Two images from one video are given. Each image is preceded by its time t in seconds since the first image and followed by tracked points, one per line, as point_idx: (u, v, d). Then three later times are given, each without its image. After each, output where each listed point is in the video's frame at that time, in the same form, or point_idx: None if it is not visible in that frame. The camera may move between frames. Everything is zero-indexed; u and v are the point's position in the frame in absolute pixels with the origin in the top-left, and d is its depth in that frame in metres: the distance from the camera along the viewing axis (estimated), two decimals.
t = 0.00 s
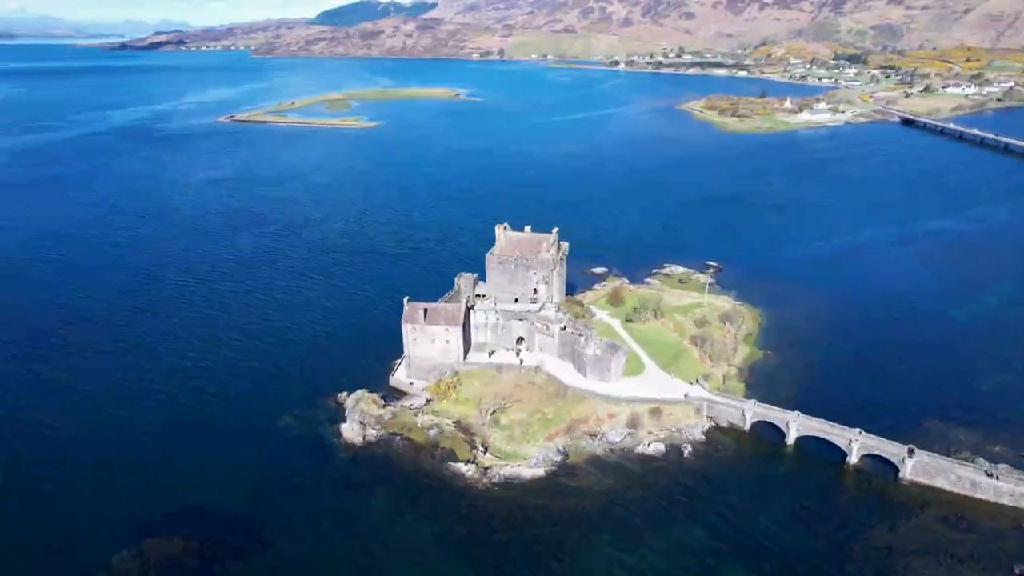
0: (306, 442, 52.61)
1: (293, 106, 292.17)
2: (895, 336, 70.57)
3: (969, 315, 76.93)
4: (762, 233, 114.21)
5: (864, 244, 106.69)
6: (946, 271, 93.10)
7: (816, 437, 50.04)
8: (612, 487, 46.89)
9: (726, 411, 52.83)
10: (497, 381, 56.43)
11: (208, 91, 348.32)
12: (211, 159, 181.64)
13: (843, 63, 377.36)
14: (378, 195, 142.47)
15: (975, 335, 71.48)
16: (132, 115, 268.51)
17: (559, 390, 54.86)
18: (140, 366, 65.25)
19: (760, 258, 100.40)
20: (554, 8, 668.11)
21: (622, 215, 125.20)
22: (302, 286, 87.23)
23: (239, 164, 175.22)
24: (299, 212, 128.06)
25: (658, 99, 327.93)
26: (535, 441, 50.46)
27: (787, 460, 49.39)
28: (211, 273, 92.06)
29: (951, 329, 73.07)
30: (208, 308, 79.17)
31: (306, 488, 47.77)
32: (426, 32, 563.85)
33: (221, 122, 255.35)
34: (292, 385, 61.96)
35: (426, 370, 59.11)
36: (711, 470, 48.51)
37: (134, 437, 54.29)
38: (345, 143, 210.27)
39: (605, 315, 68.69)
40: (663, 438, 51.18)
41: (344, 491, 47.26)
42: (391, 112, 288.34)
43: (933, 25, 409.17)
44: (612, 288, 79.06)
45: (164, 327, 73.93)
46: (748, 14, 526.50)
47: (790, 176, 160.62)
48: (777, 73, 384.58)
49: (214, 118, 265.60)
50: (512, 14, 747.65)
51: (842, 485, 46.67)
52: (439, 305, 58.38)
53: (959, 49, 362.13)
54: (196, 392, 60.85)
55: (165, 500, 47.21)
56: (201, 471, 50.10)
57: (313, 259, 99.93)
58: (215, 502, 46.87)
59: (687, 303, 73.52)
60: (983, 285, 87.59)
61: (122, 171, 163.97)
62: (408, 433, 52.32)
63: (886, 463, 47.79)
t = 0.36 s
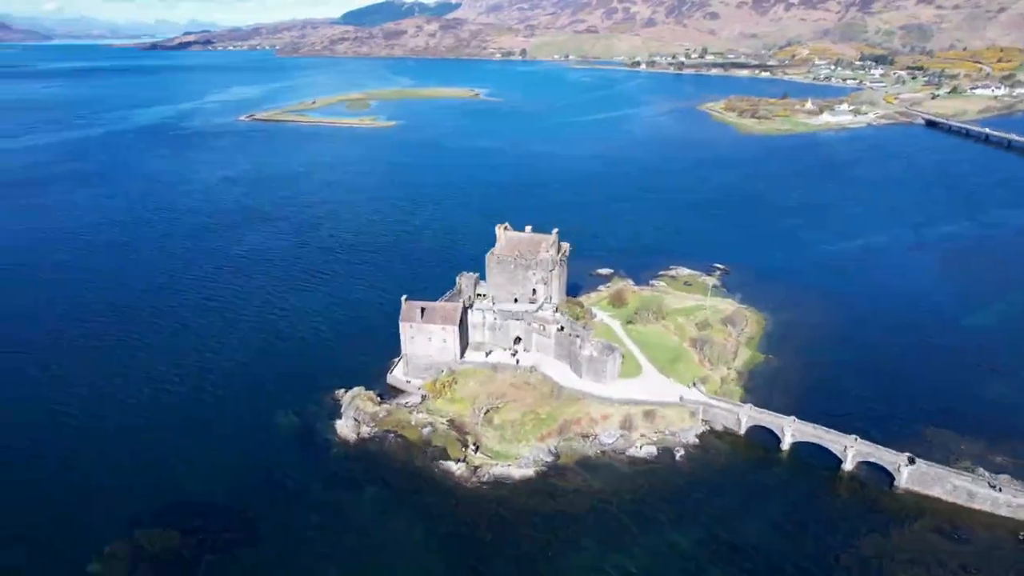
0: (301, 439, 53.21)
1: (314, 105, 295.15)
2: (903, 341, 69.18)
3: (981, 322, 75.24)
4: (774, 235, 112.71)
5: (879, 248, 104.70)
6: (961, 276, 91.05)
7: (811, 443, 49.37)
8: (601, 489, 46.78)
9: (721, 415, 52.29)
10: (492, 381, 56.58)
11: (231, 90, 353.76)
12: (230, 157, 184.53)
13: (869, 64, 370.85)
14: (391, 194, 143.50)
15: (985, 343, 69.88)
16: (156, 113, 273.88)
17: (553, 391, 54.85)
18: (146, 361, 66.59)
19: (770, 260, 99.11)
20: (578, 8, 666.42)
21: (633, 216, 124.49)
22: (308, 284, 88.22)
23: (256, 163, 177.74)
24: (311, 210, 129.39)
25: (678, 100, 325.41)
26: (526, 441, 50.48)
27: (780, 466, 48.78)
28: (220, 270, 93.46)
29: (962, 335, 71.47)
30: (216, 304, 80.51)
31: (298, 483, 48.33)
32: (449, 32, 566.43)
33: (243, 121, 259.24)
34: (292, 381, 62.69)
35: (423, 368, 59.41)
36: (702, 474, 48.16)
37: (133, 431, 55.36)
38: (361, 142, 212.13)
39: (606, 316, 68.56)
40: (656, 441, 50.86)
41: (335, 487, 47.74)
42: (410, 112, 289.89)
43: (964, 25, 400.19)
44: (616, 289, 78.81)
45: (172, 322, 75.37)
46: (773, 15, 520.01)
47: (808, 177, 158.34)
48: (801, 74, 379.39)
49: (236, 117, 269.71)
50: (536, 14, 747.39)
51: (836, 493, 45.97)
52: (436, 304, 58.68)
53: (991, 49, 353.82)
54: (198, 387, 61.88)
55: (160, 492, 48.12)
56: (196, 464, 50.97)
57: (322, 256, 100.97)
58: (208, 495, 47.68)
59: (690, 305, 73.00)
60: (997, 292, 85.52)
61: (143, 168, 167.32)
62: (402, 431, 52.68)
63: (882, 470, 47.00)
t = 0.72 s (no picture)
0: (296, 434, 53.86)
1: (333, 104, 297.72)
2: (909, 348, 67.92)
3: (992, 330, 73.50)
4: (785, 237, 111.39)
5: (893, 252, 102.81)
6: (974, 282, 89.14)
7: (805, 449, 48.76)
8: (589, 491, 46.59)
9: (716, 418, 51.85)
10: (488, 380, 56.75)
11: (254, 89, 358.56)
12: (248, 155, 187.17)
13: (895, 65, 364.06)
14: (403, 193, 144.51)
15: (993, 351, 68.35)
16: (180, 112, 278.95)
17: (548, 392, 54.85)
18: (151, 354, 68.02)
19: (780, 263, 97.93)
20: (601, 8, 664.14)
21: (642, 217, 123.80)
22: (314, 281, 89.21)
23: (274, 161, 180.15)
24: (324, 208, 130.60)
25: (699, 100, 322.40)
26: (517, 441, 50.50)
27: (773, 471, 48.26)
28: (229, 267, 94.73)
29: (970, 342, 69.95)
30: (222, 300, 81.90)
31: (289, 478, 48.91)
32: (471, 32, 568.24)
33: (263, 120, 262.80)
34: (292, 377, 63.45)
35: (420, 366, 59.67)
36: (693, 477, 47.84)
37: (133, 423, 56.32)
38: (378, 141, 213.71)
39: (607, 318, 68.36)
40: (648, 443, 50.58)
41: (326, 483, 48.21)
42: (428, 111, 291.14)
43: (997, 25, 390.77)
44: (619, 290, 78.44)
45: (180, 317, 76.86)
46: (799, 15, 513.03)
47: (824, 180, 156.02)
48: (825, 75, 373.76)
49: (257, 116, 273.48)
50: (559, 15, 746.01)
51: (827, 500, 45.41)
52: (433, 303, 58.85)
53: None
54: (201, 381, 62.98)
55: (156, 483, 49.07)
56: (192, 457, 51.75)
57: (330, 254, 101.98)
58: (202, 487, 48.45)
59: (693, 308, 72.41)
60: (1011, 299, 83.47)
61: (164, 166, 170.59)
62: (395, 428, 53.10)
63: (877, 478, 46.30)
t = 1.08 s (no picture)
0: (293, 430, 54.40)
1: (351, 104, 300.24)
2: (912, 355, 66.77)
3: (1001, 337, 72.00)
4: (794, 239, 110.19)
5: (905, 257, 101.11)
6: (987, 288, 87.35)
7: (800, 454, 48.15)
8: (579, 493, 46.44)
9: (711, 421, 51.40)
10: (483, 380, 56.90)
11: (275, 88, 362.54)
12: (265, 153, 189.35)
13: (921, 67, 357.62)
14: (414, 192, 145.11)
15: (1001, 359, 66.89)
16: (201, 110, 283.10)
17: (542, 392, 54.82)
18: (155, 348, 69.14)
19: (787, 266, 96.80)
20: (623, 8, 661.13)
21: (651, 218, 123.11)
22: (320, 279, 90.02)
23: (289, 159, 181.96)
24: (335, 206, 131.62)
25: (718, 102, 319.61)
26: (509, 441, 50.55)
27: (766, 476, 47.77)
28: (237, 264, 95.94)
29: (978, 350, 68.53)
30: (229, 296, 82.95)
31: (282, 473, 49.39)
32: (492, 32, 568.90)
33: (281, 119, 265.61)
34: (292, 374, 64.10)
35: (418, 365, 59.93)
36: (684, 480, 47.48)
37: (133, 416, 57.30)
38: (393, 141, 215.02)
39: (606, 319, 68.16)
40: (640, 446, 50.31)
41: (318, 478, 48.66)
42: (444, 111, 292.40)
43: None
44: (622, 291, 78.14)
45: (186, 312, 78.00)
46: (823, 15, 505.89)
47: (840, 182, 153.77)
48: (848, 76, 368.19)
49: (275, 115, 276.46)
50: (581, 15, 743.76)
51: (819, 507, 44.85)
52: (431, 302, 58.99)
53: None
54: (203, 375, 63.89)
55: (152, 474, 49.83)
56: (190, 450, 52.50)
57: (338, 252, 102.80)
58: (197, 480, 49.12)
59: (695, 310, 71.86)
60: None
61: (182, 163, 173.27)
62: (390, 426, 53.41)
63: (871, 486, 45.61)
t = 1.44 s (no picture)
0: (289, 426, 55.03)
1: (371, 103, 302.52)
2: (918, 360, 65.37)
3: (1014, 343, 70.11)
4: (807, 241, 108.40)
5: (920, 260, 99.04)
6: (1003, 294, 85.12)
7: (793, 460, 47.53)
8: (567, 494, 46.34)
9: (705, 425, 50.99)
10: (479, 379, 57.06)
11: (297, 87, 367.07)
12: (283, 152, 191.74)
13: (951, 68, 349.79)
14: (426, 190, 145.84)
15: (1013, 365, 65.08)
16: (223, 109, 287.55)
17: (536, 392, 54.82)
18: (162, 344, 70.50)
19: (798, 268, 95.27)
20: (648, 8, 656.77)
21: (662, 219, 122.17)
22: (328, 277, 90.95)
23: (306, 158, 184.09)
24: (347, 205, 132.79)
25: (739, 103, 315.97)
26: (500, 441, 50.60)
27: (759, 481, 47.23)
28: (248, 261, 97.27)
29: (989, 356, 66.80)
30: (236, 293, 84.18)
31: (275, 467, 50.04)
32: (514, 32, 569.16)
33: (302, 118, 268.82)
34: (293, 370, 64.89)
35: (415, 364, 60.27)
36: (674, 484, 47.12)
37: (135, 410, 58.37)
38: (410, 140, 216.31)
39: (607, 321, 67.85)
40: (632, 447, 50.08)
41: (311, 474, 49.15)
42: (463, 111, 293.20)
43: None
44: (625, 293, 77.71)
45: (194, 309, 79.40)
46: (851, 15, 497.23)
47: (858, 184, 151.13)
48: (874, 76, 361.52)
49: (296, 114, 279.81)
50: (605, 15, 740.32)
51: (811, 514, 44.25)
52: (428, 301, 59.31)
53: None
54: (206, 371, 64.98)
55: (150, 466, 50.81)
56: (188, 444, 53.49)
57: (348, 250, 103.68)
58: (193, 472, 50.02)
59: (698, 312, 71.19)
60: None
61: (201, 161, 176.27)
62: (384, 423, 53.82)
63: (865, 494, 44.89)
